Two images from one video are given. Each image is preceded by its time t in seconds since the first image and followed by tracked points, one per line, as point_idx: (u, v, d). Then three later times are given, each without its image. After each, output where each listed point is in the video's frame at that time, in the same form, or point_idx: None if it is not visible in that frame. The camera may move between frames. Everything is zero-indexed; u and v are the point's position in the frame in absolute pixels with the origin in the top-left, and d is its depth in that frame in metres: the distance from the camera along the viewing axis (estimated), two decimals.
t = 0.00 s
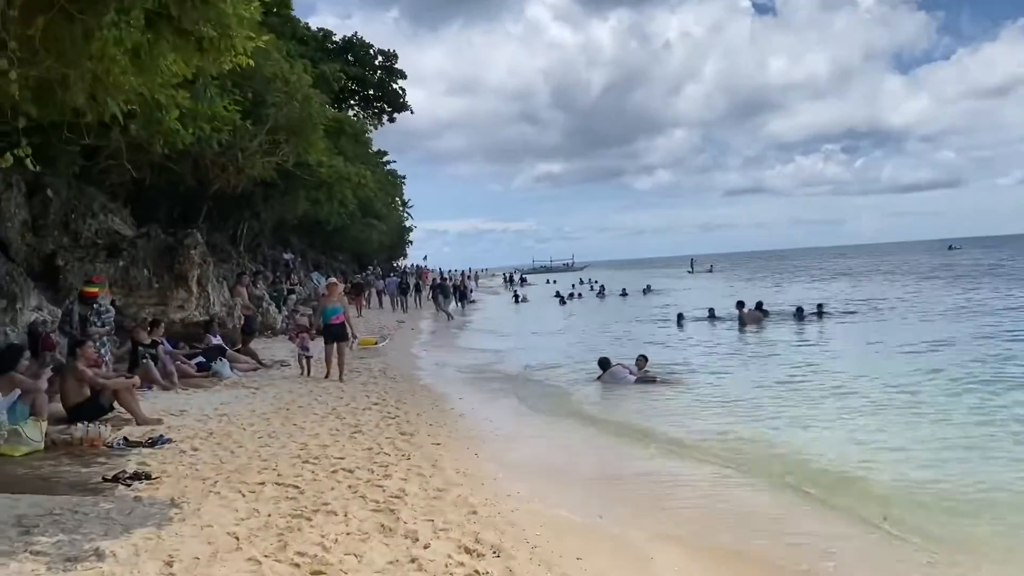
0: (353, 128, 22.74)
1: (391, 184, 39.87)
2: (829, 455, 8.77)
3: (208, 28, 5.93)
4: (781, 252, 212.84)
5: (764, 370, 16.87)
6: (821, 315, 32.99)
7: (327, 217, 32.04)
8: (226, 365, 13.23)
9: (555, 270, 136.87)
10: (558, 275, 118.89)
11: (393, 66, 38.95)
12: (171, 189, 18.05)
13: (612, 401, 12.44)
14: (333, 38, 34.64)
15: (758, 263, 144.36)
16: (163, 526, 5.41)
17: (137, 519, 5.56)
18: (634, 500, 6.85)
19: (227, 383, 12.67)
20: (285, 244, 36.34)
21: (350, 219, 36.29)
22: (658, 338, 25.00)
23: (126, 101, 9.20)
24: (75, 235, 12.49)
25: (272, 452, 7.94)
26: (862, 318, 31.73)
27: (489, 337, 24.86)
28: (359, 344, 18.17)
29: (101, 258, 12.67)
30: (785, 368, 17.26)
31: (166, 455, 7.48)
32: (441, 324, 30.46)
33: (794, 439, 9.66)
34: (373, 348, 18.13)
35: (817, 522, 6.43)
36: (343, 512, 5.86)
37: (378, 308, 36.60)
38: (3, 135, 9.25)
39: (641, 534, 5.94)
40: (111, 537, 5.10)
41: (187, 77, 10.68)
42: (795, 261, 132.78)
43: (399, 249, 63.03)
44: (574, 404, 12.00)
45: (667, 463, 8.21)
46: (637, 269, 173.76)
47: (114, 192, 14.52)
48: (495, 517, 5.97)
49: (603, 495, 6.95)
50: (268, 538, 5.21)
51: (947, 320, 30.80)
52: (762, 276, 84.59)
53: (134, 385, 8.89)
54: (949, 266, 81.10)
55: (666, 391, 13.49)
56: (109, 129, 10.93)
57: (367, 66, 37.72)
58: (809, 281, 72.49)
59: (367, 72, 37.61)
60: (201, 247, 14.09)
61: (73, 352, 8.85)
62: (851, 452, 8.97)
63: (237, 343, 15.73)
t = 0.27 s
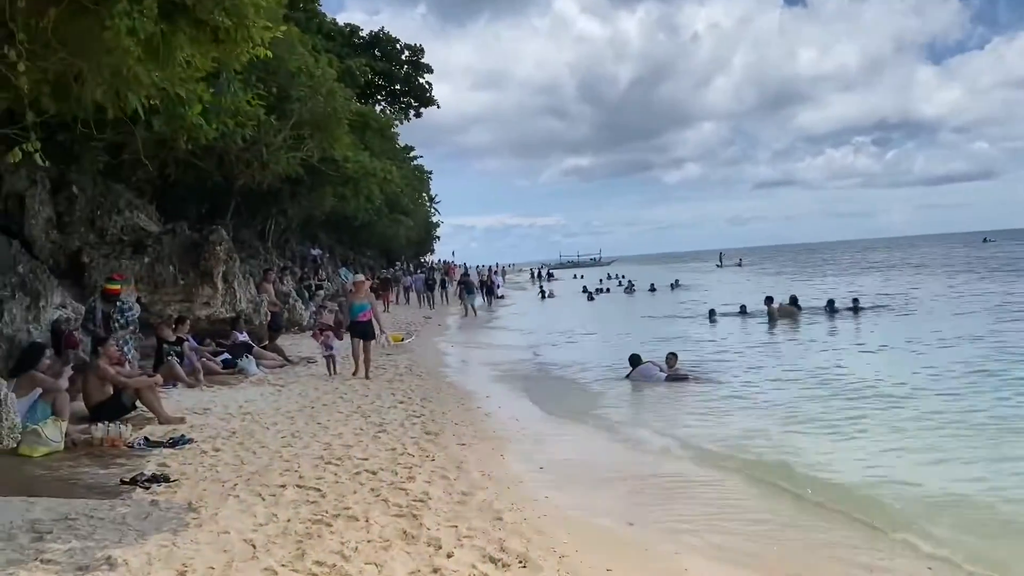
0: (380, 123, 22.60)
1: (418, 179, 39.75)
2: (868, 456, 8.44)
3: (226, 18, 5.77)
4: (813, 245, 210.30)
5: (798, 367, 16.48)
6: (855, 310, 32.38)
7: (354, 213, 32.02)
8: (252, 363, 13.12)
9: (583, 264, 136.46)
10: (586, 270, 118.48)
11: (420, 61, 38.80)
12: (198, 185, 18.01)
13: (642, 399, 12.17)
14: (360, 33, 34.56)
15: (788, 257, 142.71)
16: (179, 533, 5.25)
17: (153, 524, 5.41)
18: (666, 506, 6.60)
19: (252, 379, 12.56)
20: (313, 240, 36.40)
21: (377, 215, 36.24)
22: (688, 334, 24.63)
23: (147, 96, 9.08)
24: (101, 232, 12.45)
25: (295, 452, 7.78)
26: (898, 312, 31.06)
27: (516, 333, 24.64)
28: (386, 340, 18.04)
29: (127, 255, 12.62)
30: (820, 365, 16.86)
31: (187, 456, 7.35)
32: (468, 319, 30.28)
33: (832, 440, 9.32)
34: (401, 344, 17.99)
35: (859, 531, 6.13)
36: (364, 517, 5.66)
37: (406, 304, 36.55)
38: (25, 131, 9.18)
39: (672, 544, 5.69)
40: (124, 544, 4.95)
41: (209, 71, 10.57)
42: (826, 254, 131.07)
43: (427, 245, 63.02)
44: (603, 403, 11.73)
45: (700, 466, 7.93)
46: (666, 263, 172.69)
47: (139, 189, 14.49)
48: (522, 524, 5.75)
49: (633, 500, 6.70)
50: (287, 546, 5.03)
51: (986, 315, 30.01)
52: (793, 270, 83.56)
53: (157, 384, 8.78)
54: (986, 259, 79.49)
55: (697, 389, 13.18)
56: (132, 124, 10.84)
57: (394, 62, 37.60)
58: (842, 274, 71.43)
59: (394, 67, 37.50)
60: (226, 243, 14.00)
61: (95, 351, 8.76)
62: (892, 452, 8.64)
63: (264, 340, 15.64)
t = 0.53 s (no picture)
0: (399, 116, 22.38)
1: (439, 173, 39.55)
2: (903, 452, 8.10)
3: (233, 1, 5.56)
4: (839, 236, 207.93)
5: (826, 360, 16.08)
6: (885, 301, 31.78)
7: (375, 207, 31.87)
8: (271, 357, 12.97)
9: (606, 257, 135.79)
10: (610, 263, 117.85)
11: (440, 54, 38.53)
12: (218, 180, 17.91)
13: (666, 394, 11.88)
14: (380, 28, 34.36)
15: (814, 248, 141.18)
16: (186, 534, 5.06)
17: (159, 524, 5.23)
18: (692, 505, 6.33)
19: (270, 374, 12.40)
20: (335, 235, 36.31)
21: (398, 209, 36.07)
22: (713, 327, 24.21)
23: (160, 88, 8.92)
24: (119, 226, 12.34)
25: (310, 448, 7.59)
26: (928, 303, 30.43)
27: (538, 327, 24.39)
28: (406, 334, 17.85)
29: (145, 249, 12.50)
30: (849, 358, 16.44)
31: (199, 453, 7.18)
32: (490, 313, 30.04)
33: (866, 435, 8.99)
34: (421, 338, 17.79)
35: (897, 530, 5.83)
36: (378, 517, 5.46)
37: (427, 299, 36.43)
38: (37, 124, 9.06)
39: (700, 546, 5.42)
40: (127, 547, 4.76)
41: (223, 63, 10.40)
42: (852, 245, 129.45)
43: (449, 239, 62.84)
44: (627, 398, 11.44)
45: (728, 463, 7.65)
46: (690, 255, 171.47)
47: (157, 183, 14.38)
48: (541, 525, 5.51)
49: (658, 500, 6.43)
50: (296, 549, 4.82)
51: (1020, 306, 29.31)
52: (820, 262, 82.51)
53: (171, 379, 8.63)
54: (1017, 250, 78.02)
55: (723, 383, 12.87)
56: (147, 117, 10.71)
57: (414, 56, 37.36)
58: (869, 266, 70.46)
59: (414, 61, 37.27)
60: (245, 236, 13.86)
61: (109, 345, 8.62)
62: (928, 448, 8.29)
63: (284, 334, 15.51)
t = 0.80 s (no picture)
0: (412, 110, 22.09)
1: (454, 168, 39.26)
2: (939, 455, 7.74)
3: None
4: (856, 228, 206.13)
5: (850, 357, 15.67)
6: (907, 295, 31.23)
7: (388, 203, 31.61)
8: (283, 357, 12.72)
9: (621, 252, 135.17)
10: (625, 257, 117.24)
11: (454, 48, 38.18)
12: (229, 176, 17.69)
13: (688, 394, 11.54)
14: (393, 21, 34.08)
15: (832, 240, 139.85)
16: (187, 548, 4.79)
17: (160, 537, 4.96)
18: (720, 514, 6.01)
19: (282, 374, 12.16)
20: (348, 231, 36.10)
21: (412, 205, 35.80)
22: (732, 322, 23.79)
23: (164, 79, 8.66)
24: (127, 224, 12.12)
25: (320, 453, 7.32)
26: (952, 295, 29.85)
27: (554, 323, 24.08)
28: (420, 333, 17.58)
29: (153, 248, 12.27)
30: (874, 354, 16.03)
31: (206, 459, 6.92)
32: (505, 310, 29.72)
33: (898, 437, 8.62)
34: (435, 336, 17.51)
35: (940, 542, 5.48)
36: (389, 528, 5.17)
37: (442, 295, 36.17)
38: (38, 116, 8.84)
39: (731, 560, 5.10)
40: (124, 563, 4.49)
41: (229, 53, 10.14)
42: (871, 237, 128.06)
43: (464, 234, 62.56)
44: (646, 398, 11.10)
45: (756, 469, 7.32)
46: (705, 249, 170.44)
47: (166, 179, 14.17)
48: (561, 536, 5.22)
49: (684, 507, 6.12)
50: (302, 564, 4.55)
51: None
52: (838, 255, 81.66)
53: (178, 381, 8.38)
54: None
55: (746, 382, 12.51)
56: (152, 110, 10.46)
57: (428, 50, 37.04)
58: (889, 258, 69.64)
59: (428, 55, 36.96)
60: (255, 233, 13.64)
61: (113, 347, 8.38)
62: (965, 451, 7.92)
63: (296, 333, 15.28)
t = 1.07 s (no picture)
0: (422, 104, 21.86)
1: (463, 163, 39.03)
2: (968, 452, 7.47)
3: None
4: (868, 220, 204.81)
5: (869, 350, 15.38)
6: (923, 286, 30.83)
7: (398, 198, 31.44)
8: (292, 354, 12.54)
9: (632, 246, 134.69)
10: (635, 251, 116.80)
11: (462, 42, 37.91)
12: (237, 173, 17.52)
13: (705, 390, 11.30)
14: (401, 16, 33.84)
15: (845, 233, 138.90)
16: (190, 555, 4.60)
17: (162, 544, 4.77)
18: (744, 517, 5.78)
19: (291, 372, 11.98)
20: (358, 227, 35.95)
21: (422, 200, 35.61)
22: (747, 316, 23.51)
23: (166, 72, 8.46)
24: (134, 221, 11.95)
25: (328, 453, 7.12)
26: (970, 286, 29.43)
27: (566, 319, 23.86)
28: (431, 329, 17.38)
29: (161, 245, 12.10)
30: (893, 347, 15.73)
31: (212, 461, 6.73)
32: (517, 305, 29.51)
33: (924, 434, 8.35)
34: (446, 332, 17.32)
35: (975, 544, 5.23)
36: (400, 534, 4.96)
37: (453, 290, 36.00)
38: (39, 110, 8.67)
39: (756, 564, 4.88)
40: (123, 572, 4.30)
41: (234, 45, 9.94)
42: (883, 229, 127.18)
43: (474, 230, 62.35)
44: (662, 395, 10.87)
45: (779, 469, 7.08)
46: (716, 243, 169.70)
47: (173, 175, 14.01)
48: (579, 542, 5.00)
49: (706, 509, 5.89)
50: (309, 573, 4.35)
51: None
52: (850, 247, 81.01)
53: (184, 380, 8.20)
54: None
55: (763, 377, 12.25)
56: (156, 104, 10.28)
57: (436, 44, 36.78)
58: (903, 249, 68.99)
59: (436, 49, 36.70)
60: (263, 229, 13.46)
61: (118, 346, 8.21)
62: (994, 448, 7.65)
63: (306, 330, 15.10)
